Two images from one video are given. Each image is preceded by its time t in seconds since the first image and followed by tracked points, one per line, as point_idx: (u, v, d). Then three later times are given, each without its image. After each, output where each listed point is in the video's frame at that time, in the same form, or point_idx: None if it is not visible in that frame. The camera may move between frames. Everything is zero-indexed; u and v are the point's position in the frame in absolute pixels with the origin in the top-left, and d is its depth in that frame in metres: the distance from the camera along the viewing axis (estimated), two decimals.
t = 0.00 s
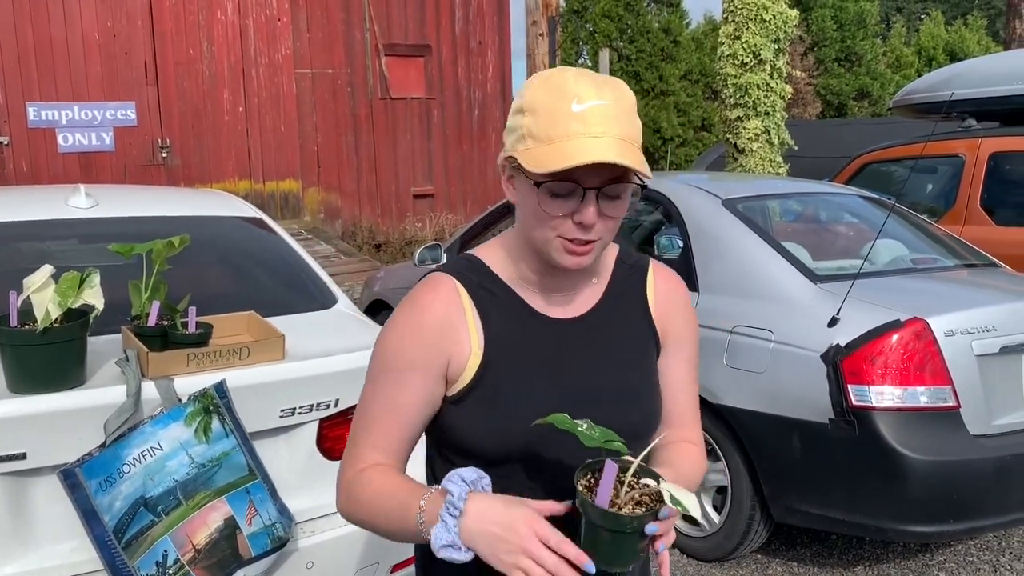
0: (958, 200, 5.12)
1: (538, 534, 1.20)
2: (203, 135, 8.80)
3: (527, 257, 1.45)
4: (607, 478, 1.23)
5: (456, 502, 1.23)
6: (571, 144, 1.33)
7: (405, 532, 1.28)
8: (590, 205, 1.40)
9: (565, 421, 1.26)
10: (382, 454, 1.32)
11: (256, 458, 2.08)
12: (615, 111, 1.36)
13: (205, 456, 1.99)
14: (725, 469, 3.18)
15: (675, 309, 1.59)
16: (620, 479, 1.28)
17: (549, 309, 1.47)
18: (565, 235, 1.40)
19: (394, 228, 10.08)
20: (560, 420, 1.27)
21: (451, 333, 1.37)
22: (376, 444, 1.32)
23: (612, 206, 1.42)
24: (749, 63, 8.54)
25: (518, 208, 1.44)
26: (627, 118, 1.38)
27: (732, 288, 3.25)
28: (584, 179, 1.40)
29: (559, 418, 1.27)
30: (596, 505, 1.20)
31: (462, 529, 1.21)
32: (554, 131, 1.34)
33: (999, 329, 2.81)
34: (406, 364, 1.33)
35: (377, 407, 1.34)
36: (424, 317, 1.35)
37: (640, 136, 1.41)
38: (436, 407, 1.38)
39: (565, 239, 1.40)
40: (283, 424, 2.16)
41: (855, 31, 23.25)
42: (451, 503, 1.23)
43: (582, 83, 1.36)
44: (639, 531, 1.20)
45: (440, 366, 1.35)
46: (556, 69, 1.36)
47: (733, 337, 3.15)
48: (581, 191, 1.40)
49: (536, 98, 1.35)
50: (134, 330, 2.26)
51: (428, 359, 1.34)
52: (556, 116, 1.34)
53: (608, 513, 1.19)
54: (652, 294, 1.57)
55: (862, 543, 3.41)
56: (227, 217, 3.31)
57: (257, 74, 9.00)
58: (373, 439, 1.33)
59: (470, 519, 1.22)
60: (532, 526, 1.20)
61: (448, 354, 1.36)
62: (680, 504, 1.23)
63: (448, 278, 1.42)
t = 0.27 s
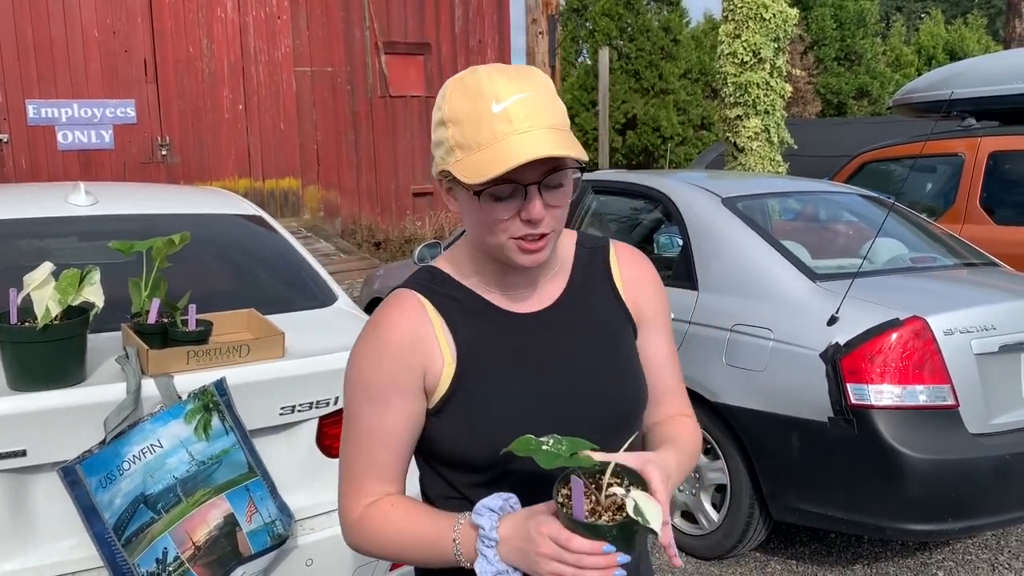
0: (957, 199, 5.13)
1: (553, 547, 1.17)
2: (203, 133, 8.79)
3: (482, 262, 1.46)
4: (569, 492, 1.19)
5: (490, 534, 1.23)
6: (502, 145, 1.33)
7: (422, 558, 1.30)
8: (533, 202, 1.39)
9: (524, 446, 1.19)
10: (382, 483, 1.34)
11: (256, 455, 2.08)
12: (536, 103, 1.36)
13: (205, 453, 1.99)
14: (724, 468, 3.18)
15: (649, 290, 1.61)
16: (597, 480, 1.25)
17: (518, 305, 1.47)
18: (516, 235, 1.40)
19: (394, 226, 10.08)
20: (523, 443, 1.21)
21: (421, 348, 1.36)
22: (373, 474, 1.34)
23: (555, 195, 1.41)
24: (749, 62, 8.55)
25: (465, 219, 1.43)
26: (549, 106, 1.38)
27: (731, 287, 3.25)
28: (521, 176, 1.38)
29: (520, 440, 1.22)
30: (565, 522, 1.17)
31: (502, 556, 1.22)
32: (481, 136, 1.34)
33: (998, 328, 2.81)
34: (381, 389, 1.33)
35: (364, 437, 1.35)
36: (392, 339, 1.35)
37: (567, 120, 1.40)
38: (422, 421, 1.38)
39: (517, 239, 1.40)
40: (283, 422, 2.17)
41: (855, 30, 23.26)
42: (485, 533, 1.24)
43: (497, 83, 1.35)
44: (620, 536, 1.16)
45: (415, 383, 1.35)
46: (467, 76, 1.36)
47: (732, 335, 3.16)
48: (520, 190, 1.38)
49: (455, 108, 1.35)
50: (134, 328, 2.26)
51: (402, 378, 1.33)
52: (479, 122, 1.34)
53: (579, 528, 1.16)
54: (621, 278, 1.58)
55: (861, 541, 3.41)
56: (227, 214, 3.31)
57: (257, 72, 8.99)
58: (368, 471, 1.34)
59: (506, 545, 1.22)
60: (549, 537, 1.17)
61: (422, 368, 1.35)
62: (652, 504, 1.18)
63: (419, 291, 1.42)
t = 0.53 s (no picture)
0: (959, 196, 5.12)
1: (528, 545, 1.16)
2: (204, 130, 8.79)
3: (475, 265, 1.46)
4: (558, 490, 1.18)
5: (477, 523, 1.23)
6: (483, 158, 1.34)
7: (413, 546, 1.31)
8: (517, 210, 1.40)
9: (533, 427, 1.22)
10: (378, 474, 1.36)
11: (257, 452, 2.09)
12: (517, 112, 1.35)
13: (205, 450, 1.99)
14: (724, 464, 3.17)
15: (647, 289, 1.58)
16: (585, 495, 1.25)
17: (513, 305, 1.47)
18: (502, 243, 1.41)
19: (395, 224, 10.08)
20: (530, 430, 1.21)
21: (415, 342, 1.38)
22: (369, 466, 1.36)
23: (541, 203, 1.42)
24: (751, 59, 8.54)
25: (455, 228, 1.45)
26: (531, 114, 1.37)
27: (732, 284, 3.25)
28: (505, 186, 1.39)
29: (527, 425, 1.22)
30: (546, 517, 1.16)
31: (486, 548, 1.22)
32: (461, 149, 1.34)
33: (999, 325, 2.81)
34: (376, 382, 1.36)
35: (360, 429, 1.37)
36: (386, 333, 1.37)
37: (550, 126, 1.39)
38: (417, 416, 1.40)
39: (503, 247, 1.41)
40: (284, 418, 2.17)
41: (857, 27, 23.23)
42: (473, 523, 1.24)
43: (478, 93, 1.35)
44: (593, 546, 1.14)
45: (408, 377, 1.37)
46: (449, 86, 1.36)
47: (733, 332, 3.16)
48: (504, 200, 1.40)
49: (436, 120, 1.36)
50: (135, 324, 2.26)
51: (395, 371, 1.36)
52: (459, 134, 1.34)
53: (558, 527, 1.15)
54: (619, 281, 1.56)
55: (862, 538, 3.41)
56: (228, 212, 3.31)
57: (258, 69, 8.99)
58: (364, 462, 1.37)
59: (490, 536, 1.22)
60: (526, 533, 1.17)
61: (415, 362, 1.37)
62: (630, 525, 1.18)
63: (417, 286, 1.44)
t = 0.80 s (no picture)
0: (959, 191, 5.11)
1: (529, 515, 1.24)
2: (203, 128, 8.78)
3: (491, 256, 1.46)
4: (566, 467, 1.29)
5: (481, 498, 1.30)
6: (506, 155, 1.34)
7: (418, 521, 1.35)
8: (536, 209, 1.39)
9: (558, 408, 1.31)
10: (385, 451, 1.39)
11: (255, 449, 2.08)
12: (545, 113, 1.35)
13: (204, 447, 1.99)
14: (724, 460, 3.17)
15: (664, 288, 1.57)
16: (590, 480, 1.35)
17: (526, 300, 1.46)
18: (518, 239, 1.40)
19: (395, 221, 10.07)
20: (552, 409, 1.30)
21: (427, 326, 1.39)
22: (377, 444, 1.39)
23: (560, 204, 1.40)
24: (750, 55, 8.53)
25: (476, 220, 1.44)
26: (558, 117, 1.37)
27: (732, 280, 3.25)
28: (525, 184, 1.38)
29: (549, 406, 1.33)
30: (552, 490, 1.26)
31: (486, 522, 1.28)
32: (486, 144, 1.35)
33: (999, 321, 2.81)
34: (388, 364, 1.38)
35: (370, 409, 1.40)
36: (399, 316, 1.38)
37: (575, 130, 1.39)
38: (426, 399, 1.41)
39: (519, 242, 1.40)
40: (282, 416, 2.17)
41: (856, 23, 23.20)
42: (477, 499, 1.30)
43: (509, 89, 1.35)
44: (591, 522, 1.24)
45: (418, 361, 1.38)
46: (480, 81, 1.37)
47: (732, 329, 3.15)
48: (524, 198, 1.39)
49: (465, 112, 1.37)
50: (133, 322, 2.26)
51: (406, 354, 1.37)
52: (486, 129, 1.35)
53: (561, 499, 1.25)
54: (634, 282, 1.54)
55: (862, 535, 3.41)
56: (227, 209, 3.31)
57: (257, 67, 8.98)
58: (372, 439, 1.39)
59: (492, 510, 1.28)
60: (527, 507, 1.24)
61: (426, 348, 1.38)
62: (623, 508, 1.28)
63: (424, 277, 1.45)
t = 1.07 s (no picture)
0: (952, 188, 5.13)
1: (550, 496, 1.27)
2: (198, 127, 8.77)
3: (522, 243, 1.50)
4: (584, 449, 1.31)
5: (501, 484, 1.33)
6: (549, 139, 1.38)
7: (436, 503, 1.38)
8: (573, 191, 1.44)
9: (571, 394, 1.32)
10: (406, 434, 1.42)
11: (251, 449, 2.08)
12: (583, 99, 1.40)
13: (200, 447, 1.99)
14: (719, 458, 3.18)
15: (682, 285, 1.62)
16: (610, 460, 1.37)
17: (553, 287, 1.51)
18: (557, 221, 1.45)
19: (390, 220, 10.07)
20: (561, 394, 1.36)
21: (455, 313, 1.43)
22: (399, 426, 1.42)
23: (595, 187, 1.46)
24: (744, 53, 8.54)
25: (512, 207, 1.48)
26: (594, 102, 1.42)
27: (726, 277, 3.26)
28: (565, 167, 1.43)
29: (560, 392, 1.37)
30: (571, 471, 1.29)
31: (507, 505, 1.31)
32: (528, 129, 1.39)
33: (992, 317, 2.82)
34: (414, 348, 1.41)
35: (393, 392, 1.43)
36: (429, 301, 1.43)
37: (609, 115, 1.44)
38: (449, 384, 1.45)
39: (557, 224, 1.45)
40: (278, 415, 2.17)
41: (850, 20, 23.23)
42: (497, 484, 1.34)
43: (546, 77, 1.40)
44: (610, 501, 1.27)
45: (445, 346, 1.42)
46: (517, 69, 1.41)
47: (726, 326, 3.16)
48: (564, 180, 1.43)
49: (504, 101, 1.41)
50: (128, 322, 2.26)
51: (434, 338, 1.41)
52: (527, 115, 1.39)
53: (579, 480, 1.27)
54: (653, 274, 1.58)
55: (856, 530, 3.42)
56: (221, 208, 3.31)
57: (251, 65, 8.97)
58: (394, 422, 1.43)
59: (513, 494, 1.31)
60: (547, 490, 1.27)
61: (453, 333, 1.42)
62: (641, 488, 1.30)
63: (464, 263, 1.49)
